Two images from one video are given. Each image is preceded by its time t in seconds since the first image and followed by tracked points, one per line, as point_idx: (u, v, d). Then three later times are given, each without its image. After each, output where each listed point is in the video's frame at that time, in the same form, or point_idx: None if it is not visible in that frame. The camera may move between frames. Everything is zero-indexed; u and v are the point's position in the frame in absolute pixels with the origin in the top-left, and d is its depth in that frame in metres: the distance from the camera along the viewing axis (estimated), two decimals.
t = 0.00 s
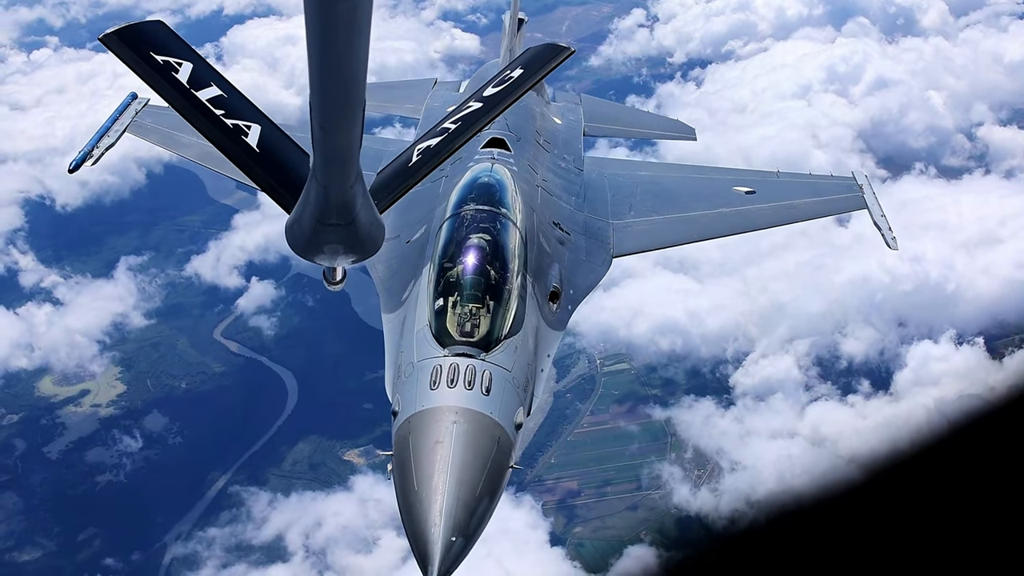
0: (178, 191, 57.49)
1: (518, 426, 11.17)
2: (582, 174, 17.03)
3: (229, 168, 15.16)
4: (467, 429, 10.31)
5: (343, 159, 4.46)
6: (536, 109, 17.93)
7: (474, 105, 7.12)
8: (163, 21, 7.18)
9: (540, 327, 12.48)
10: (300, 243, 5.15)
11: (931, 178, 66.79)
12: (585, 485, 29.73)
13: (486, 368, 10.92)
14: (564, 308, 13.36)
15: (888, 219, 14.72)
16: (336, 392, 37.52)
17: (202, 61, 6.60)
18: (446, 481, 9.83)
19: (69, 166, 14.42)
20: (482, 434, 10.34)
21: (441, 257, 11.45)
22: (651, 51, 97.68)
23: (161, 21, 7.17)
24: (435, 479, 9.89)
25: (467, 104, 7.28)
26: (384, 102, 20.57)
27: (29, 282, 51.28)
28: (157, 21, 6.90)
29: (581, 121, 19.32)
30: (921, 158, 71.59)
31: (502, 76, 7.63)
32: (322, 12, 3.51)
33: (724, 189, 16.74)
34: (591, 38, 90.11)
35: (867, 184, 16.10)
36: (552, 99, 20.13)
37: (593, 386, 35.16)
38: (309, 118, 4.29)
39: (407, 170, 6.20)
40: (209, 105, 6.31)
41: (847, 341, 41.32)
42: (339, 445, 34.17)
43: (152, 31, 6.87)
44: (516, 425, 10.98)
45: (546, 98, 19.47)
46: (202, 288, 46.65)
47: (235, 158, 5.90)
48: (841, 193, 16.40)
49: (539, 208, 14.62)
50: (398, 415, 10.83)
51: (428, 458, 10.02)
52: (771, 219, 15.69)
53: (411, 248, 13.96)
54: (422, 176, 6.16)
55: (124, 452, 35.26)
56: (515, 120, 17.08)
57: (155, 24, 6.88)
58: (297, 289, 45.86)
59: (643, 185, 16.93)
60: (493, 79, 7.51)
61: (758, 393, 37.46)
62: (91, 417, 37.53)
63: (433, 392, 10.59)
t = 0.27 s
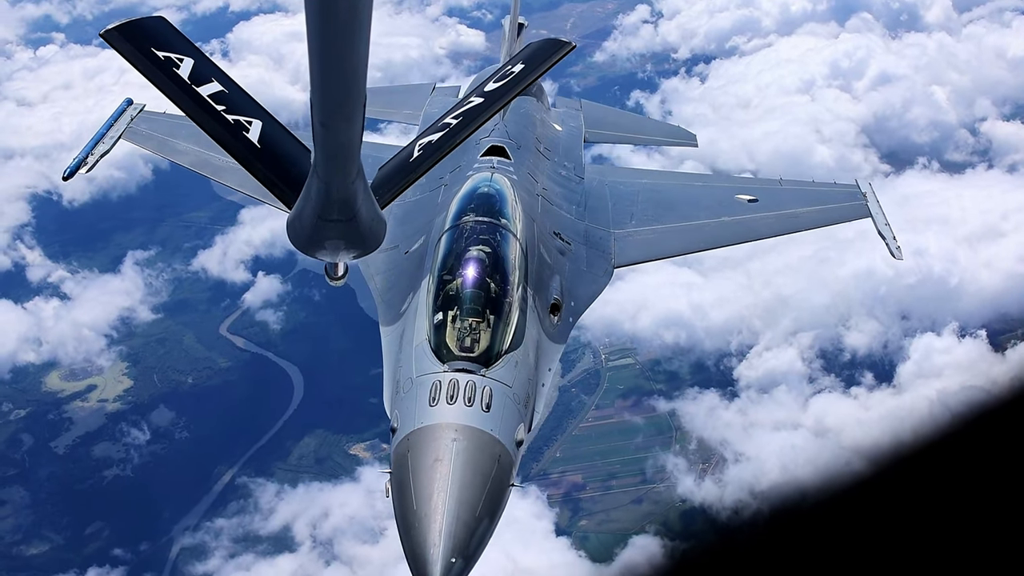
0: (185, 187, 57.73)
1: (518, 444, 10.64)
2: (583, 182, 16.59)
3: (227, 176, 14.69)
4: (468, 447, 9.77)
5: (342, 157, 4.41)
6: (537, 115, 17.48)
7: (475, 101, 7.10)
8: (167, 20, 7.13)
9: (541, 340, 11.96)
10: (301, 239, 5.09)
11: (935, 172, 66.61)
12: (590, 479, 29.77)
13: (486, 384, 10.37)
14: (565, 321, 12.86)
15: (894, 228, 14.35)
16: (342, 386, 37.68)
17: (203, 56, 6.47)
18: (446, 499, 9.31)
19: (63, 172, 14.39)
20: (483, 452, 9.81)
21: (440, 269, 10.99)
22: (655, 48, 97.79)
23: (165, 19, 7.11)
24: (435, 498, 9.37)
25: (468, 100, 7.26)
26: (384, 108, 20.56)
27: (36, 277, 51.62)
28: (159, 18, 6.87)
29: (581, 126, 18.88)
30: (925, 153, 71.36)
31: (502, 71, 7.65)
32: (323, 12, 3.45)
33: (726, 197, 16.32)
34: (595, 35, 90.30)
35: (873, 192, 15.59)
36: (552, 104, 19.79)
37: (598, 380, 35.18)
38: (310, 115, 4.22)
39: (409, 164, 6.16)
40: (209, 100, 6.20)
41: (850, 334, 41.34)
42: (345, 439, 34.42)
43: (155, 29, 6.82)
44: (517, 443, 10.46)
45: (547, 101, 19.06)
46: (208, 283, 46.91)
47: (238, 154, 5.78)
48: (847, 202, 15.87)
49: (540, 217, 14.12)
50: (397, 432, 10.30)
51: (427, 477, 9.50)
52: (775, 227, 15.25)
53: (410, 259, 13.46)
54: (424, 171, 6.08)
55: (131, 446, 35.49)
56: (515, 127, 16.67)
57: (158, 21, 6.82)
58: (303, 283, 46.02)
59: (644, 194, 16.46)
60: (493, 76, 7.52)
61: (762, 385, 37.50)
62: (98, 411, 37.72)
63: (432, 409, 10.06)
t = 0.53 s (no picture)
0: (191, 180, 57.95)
1: (520, 459, 10.29)
2: (585, 189, 16.27)
3: (224, 184, 14.64)
4: (468, 464, 9.40)
5: (342, 152, 4.46)
6: (537, 120, 17.21)
7: (476, 94, 7.09)
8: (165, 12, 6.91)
9: (543, 353, 11.61)
10: (303, 232, 5.12)
11: (938, 165, 66.46)
12: (595, 471, 29.84)
13: (486, 399, 10.02)
14: (566, 332, 12.51)
15: (901, 234, 14.07)
16: (348, 380, 37.91)
17: (204, 49, 6.37)
18: (447, 517, 8.93)
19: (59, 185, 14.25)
20: (484, 469, 9.45)
21: (439, 279, 10.67)
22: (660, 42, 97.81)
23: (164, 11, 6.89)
24: (434, 517, 8.97)
25: (469, 94, 7.25)
26: (383, 114, 20.47)
27: (44, 270, 51.89)
28: (158, 10, 6.60)
29: (582, 131, 18.70)
30: (928, 147, 71.20)
31: (503, 65, 7.69)
32: (324, 4, 3.50)
33: (730, 202, 15.98)
34: (600, 30, 90.37)
35: (877, 197, 15.37)
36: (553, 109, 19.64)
37: (603, 373, 35.28)
38: (311, 108, 4.26)
39: (412, 157, 6.19)
40: (211, 94, 6.14)
41: (853, 326, 41.40)
42: (351, 433, 34.78)
43: (153, 20, 6.56)
44: (518, 458, 10.12)
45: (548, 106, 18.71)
46: (215, 276, 47.16)
47: (238, 148, 5.75)
48: (851, 206, 15.62)
49: (540, 225, 13.79)
50: (395, 450, 9.94)
51: (426, 496, 9.11)
52: (781, 233, 14.92)
53: (409, 269, 13.12)
54: (426, 166, 6.13)
55: (138, 440, 35.61)
56: (514, 133, 16.39)
57: (156, 12, 6.58)
58: (309, 275, 46.18)
59: (646, 199, 16.15)
60: (494, 69, 7.53)
61: (765, 376, 37.53)
62: (105, 404, 37.98)
63: (432, 425, 9.69)
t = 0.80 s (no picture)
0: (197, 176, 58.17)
1: (522, 476, 9.95)
2: (586, 196, 16.03)
3: (221, 196, 14.58)
4: (468, 482, 9.07)
5: (343, 148, 4.48)
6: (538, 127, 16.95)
7: (475, 90, 7.08)
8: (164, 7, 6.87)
9: (544, 366, 11.33)
10: (302, 227, 5.17)
11: (941, 159, 66.27)
12: (600, 466, 29.94)
13: (487, 415, 9.71)
14: (568, 344, 12.23)
15: (907, 240, 13.93)
16: (354, 375, 38.10)
17: (203, 44, 6.32)
18: (446, 538, 8.58)
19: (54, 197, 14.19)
20: (484, 488, 9.11)
21: (439, 292, 10.41)
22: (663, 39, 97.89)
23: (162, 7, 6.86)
24: (434, 537, 8.63)
25: (469, 89, 7.24)
26: (382, 124, 20.38)
27: (51, 265, 52.17)
28: (157, 4, 6.56)
29: (583, 137, 18.52)
30: (932, 141, 70.99)
31: (503, 60, 7.65)
32: (323, 5, 3.51)
33: (734, 208, 15.81)
34: (605, 27, 90.45)
35: (883, 202, 15.24)
36: (554, 115, 19.37)
37: (608, 367, 35.36)
38: (312, 105, 4.30)
39: (410, 154, 6.25)
40: (210, 88, 6.08)
41: (857, 319, 41.45)
42: (357, 427, 35.25)
43: (152, 16, 6.51)
44: (519, 476, 9.77)
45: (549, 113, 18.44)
46: (221, 272, 47.39)
47: (239, 143, 5.73)
48: (857, 212, 15.46)
49: (542, 234, 13.55)
50: (394, 467, 9.63)
51: (426, 515, 8.78)
52: (787, 239, 14.71)
53: (408, 281, 12.86)
54: (424, 163, 6.20)
55: (145, 435, 35.83)
56: (516, 140, 16.13)
57: (155, 7, 6.53)
58: (314, 269, 46.31)
59: (649, 207, 15.99)
60: (494, 63, 7.50)
61: (769, 369, 37.55)
62: (112, 399, 38.18)
63: (431, 443, 9.39)
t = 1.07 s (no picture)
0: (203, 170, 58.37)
1: (523, 491, 9.74)
2: (587, 202, 15.92)
3: (218, 201, 14.63)
4: (469, 497, 8.87)
5: (341, 141, 4.49)
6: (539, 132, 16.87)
7: (475, 84, 7.11)
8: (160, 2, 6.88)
9: (545, 377, 11.14)
10: (302, 224, 5.19)
11: (944, 153, 65.99)
12: (605, 459, 30.11)
13: (488, 428, 9.53)
14: (570, 353, 12.03)
15: (910, 247, 13.88)
16: (360, 368, 38.33)
17: (203, 40, 6.38)
18: (447, 553, 8.36)
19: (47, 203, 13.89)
20: (485, 503, 8.91)
21: (439, 302, 10.30)
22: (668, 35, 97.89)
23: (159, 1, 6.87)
24: (434, 553, 8.40)
25: (468, 83, 7.27)
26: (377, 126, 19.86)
27: (58, 259, 52.41)
28: None
29: (585, 142, 18.38)
30: (935, 136, 70.75)
31: (502, 55, 7.69)
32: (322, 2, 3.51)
33: (735, 215, 15.75)
34: (610, 23, 90.47)
35: (887, 209, 15.19)
36: (554, 119, 19.18)
37: (613, 360, 35.45)
38: (311, 101, 4.33)
39: (410, 150, 6.28)
40: (210, 84, 6.12)
41: (860, 311, 41.50)
42: (362, 421, 35.45)
43: (151, 10, 6.56)
44: (520, 490, 9.56)
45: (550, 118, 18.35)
46: (227, 266, 47.62)
47: (238, 138, 5.78)
48: (860, 219, 15.43)
49: (542, 242, 13.46)
50: (393, 482, 9.42)
51: (426, 531, 8.55)
52: (790, 246, 14.64)
53: (407, 289, 12.72)
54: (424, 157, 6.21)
55: (150, 428, 35.96)
56: (516, 146, 16.04)
57: (154, 3, 6.59)
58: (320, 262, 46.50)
59: (651, 213, 15.89)
60: (494, 59, 7.54)
61: (772, 361, 37.62)
62: (118, 393, 38.37)
63: (431, 456, 9.19)
